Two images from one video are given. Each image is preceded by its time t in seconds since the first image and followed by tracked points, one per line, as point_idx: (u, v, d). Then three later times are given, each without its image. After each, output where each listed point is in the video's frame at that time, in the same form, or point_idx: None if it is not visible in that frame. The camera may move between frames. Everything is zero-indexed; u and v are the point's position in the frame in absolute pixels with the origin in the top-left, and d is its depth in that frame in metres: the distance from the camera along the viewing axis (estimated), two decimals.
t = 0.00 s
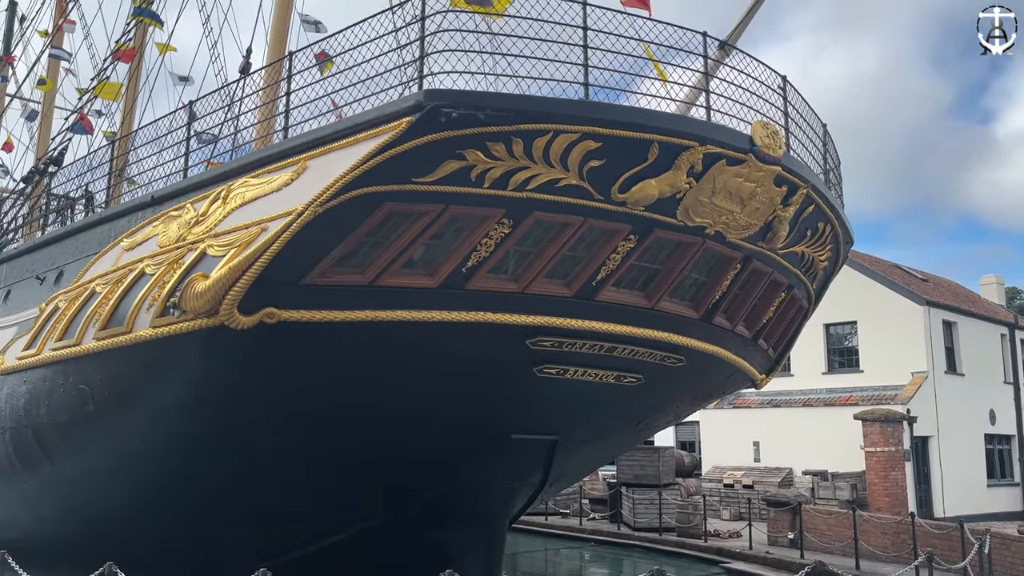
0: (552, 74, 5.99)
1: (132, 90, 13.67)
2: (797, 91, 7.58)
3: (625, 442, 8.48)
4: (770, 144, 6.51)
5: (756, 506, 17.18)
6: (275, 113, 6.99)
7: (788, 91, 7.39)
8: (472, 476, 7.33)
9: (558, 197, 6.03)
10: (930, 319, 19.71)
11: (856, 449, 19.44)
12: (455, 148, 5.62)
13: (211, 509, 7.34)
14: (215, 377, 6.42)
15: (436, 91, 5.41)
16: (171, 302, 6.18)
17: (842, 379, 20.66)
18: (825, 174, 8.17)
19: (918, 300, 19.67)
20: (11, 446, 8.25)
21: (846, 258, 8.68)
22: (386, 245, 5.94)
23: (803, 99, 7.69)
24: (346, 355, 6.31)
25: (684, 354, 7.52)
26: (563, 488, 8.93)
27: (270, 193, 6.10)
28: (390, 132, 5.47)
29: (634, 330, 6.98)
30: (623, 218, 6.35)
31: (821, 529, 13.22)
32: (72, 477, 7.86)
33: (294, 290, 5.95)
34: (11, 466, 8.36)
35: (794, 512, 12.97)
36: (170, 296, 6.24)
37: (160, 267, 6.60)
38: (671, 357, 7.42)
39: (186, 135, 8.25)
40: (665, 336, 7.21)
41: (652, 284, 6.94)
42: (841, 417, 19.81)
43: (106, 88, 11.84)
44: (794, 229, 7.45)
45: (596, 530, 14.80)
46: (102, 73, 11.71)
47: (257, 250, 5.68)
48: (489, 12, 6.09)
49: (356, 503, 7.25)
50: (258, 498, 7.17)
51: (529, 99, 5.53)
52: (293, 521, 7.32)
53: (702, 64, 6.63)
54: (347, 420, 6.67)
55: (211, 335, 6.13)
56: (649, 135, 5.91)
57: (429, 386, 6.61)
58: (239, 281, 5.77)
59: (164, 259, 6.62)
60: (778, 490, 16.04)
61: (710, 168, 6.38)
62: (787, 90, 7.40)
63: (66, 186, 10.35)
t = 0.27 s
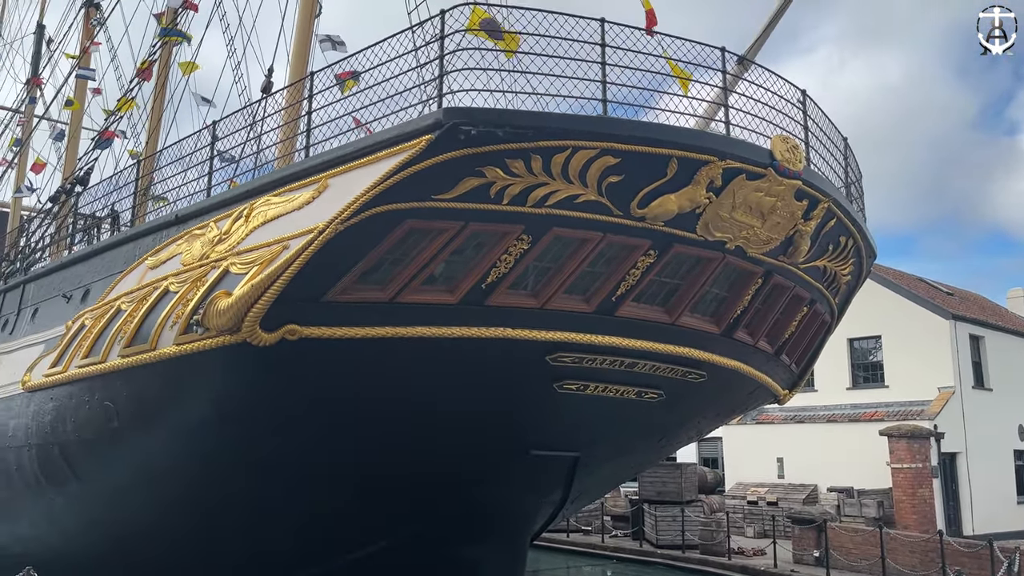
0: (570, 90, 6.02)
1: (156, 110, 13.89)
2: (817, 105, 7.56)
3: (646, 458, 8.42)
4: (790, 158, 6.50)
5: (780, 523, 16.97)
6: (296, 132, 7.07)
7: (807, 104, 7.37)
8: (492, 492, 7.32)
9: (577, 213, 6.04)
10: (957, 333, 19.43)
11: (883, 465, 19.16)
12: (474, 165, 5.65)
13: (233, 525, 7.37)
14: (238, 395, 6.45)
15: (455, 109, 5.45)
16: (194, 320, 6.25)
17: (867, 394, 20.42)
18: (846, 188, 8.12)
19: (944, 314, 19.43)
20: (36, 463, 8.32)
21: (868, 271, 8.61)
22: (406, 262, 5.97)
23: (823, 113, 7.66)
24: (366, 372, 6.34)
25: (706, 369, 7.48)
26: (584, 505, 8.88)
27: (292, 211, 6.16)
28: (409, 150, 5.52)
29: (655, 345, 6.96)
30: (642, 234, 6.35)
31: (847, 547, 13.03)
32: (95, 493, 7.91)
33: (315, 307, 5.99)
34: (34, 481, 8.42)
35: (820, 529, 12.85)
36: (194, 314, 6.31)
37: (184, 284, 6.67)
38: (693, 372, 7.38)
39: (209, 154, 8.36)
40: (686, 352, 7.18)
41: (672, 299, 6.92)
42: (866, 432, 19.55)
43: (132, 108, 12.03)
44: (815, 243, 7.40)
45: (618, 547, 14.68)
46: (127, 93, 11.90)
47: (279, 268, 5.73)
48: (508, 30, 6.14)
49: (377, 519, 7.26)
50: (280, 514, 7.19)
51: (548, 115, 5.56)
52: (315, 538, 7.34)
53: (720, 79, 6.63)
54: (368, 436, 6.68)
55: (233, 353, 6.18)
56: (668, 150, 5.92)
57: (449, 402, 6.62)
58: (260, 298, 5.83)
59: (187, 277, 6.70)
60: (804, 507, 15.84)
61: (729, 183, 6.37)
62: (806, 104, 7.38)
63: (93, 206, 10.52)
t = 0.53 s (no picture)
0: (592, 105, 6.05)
1: (184, 129, 14.11)
2: (841, 117, 7.51)
3: (672, 473, 8.35)
4: (814, 171, 6.46)
5: (809, 540, 16.72)
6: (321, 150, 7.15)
7: (831, 117, 7.33)
8: (516, 508, 7.30)
9: (599, 228, 6.04)
10: (989, 347, 19.10)
11: (914, 481, 18.83)
12: (496, 181, 5.68)
13: (259, 539, 7.40)
14: (263, 411, 6.49)
15: (477, 126, 5.49)
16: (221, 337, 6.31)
17: (896, 409, 20.11)
18: (872, 201, 8.05)
19: (974, 327, 19.13)
20: (65, 478, 8.41)
21: (896, 284, 8.50)
22: (429, 278, 6.00)
23: (848, 125, 7.61)
24: (390, 388, 6.36)
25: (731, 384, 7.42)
26: (609, 521, 8.81)
27: (317, 229, 6.22)
28: (432, 167, 5.56)
29: (680, 360, 6.92)
30: (666, 248, 6.33)
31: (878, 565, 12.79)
32: (122, 508, 7.96)
33: (340, 323, 6.03)
34: (62, 496, 8.48)
35: (849, 546, 12.64)
36: (220, 330, 6.38)
37: (210, 302, 6.75)
38: (718, 387, 7.32)
39: (235, 173, 8.47)
40: (710, 367, 7.13)
41: (696, 314, 6.88)
42: (896, 448, 19.24)
43: (161, 127, 12.24)
44: (841, 256, 7.34)
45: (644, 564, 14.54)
46: (156, 113, 12.10)
47: (304, 284, 5.78)
48: (530, 47, 6.19)
49: (402, 535, 7.25)
50: (304, 530, 7.21)
51: (569, 131, 5.58)
52: (340, 554, 7.35)
53: (742, 93, 6.63)
54: (392, 452, 6.69)
55: (258, 369, 6.23)
56: (690, 165, 5.91)
57: (473, 418, 6.62)
58: (285, 315, 5.88)
59: (214, 295, 6.78)
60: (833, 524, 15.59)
61: (753, 197, 6.34)
62: (830, 117, 7.34)
63: (122, 224, 10.68)
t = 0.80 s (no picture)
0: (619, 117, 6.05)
1: (216, 146, 14.34)
2: (872, 125, 7.43)
3: (704, 487, 8.25)
4: (845, 180, 6.39)
5: (845, 555, 16.41)
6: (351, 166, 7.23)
7: (862, 125, 7.26)
8: (547, 521, 7.26)
9: (628, 240, 6.02)
10: None
11: (952, 494, 18.43)
12: (524, 195, 5.70)
13: (290, 553, 7.42)
14: (294, 425, 6.53)
15: (504, 139, 5.52)
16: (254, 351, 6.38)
17: (934, 421, 19.73)
18: (905, 209, 7.93)
19: (1013, 336, 18.75)
20: (100, 492, 8.51)
21: (931, 294, 8.36)
22: (458, 292, 6.02)
23: (879, 133, 7.53)
24: (419, 401, 6.37)
25: (763, 396, 7.33)
26: (641, 535, 8.73)
27: (346, 244, 6.27)
28: (460, 181, 5.59)
29: (711, 372, 6.86)
30: (695, 259, 6.29)
31: None
32: (155, 522, 8.02)
33: (369, 337, 6.06)
34: (97, 509, 8.57)
35: (887, 561, 12.40)
36: (252, 345, 6.45)
37: (242, 316, 6.84)
38: (749, 399, 7.25)
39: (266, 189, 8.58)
40: (742, 379, 7.05)
41: (727, 325, 6.82)
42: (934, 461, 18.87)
43: (193, 145, 12.44)
44: (874, 266, 7.23)
45: None
46: (188, 130, 12.31)
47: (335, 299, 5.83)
48: (557, 60, 6.22)
49: (432, 549, 7.25)
50: (335, 544, 7.21)
51: (596, 143, 5.59)
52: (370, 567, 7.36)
53: (771, 102, 6.59)
54: (422, 466, 6.69)
55: (290, 383, 6.26)
56: (719, 175, 5.88)
57: (502, 431, 6.61)
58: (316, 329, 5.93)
59: (246, 310, 6.86)
60: (869, 539, 15.30)
61: (783, 207, 6.29)
62: (861, 125, 7.27)
63: (156, 241, 10.86)
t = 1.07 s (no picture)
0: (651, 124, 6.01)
1: (252, 161, 14.56)
2: (911, 129, 7.31)
3: (743, 497, 8.13)
4: (883, 184, 6.28)
5: (889, 568, 16.06)
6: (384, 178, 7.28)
7: (900, 129, 7.13)
8: (583, 533, 7.20)
9: (661, 248, 5.98)
10: None
11: (1000, 506, 17.95)
12: (556, 204, 5.69)
13: (327, 563, 7.44)
14: (329, 436, 6.55)
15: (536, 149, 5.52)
16: (290, 362, 6.43)
17: (979, 430, 19.26)
18: (946, 214, 7.78)
19: None
20: (141, 502, 8.63)
21: (974, 300, 8.17)
22: (491, 302, 6.03)
23: (918, 137, 7.39)
24: (454, 412, 6.38)
25: (801, 405, 7.21)
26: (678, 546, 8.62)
27: (380, 255, 6.31)
28: (492, 191, 5.60)
29: (748, 380, 6.77)
30: (730, 266, 6.23)
31: None
32: (194, 532, 8.10)
33: (404, 348, 6.08)
34: (138, 519, 8.67)
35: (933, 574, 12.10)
36: (288, 357, 6.50)
37: (279, 328, 6.90)
38: (788, 408, 7.14)
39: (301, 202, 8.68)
40: (780, 387, 6.95)
41: (764, 333, 6.73)
42: (980, 471, 18.41)
43: (229, 159, 12.63)
44: (915, 271, 7.09)
45: None
46: (224, 145, 12.51)
47: (369, 311, 5.86)
48: (587, 69, 6.22)
49: (468, 559, 7.23)
50: (371, 555, 7.22)
51: (628, 151, 5.56)
52: None
53: (805, 107, 6.51)
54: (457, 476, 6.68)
55: (325, 394, 6.29)
56: (754, 181, 5.81)
57: (537, 441, 6.58)
58: (350, 341, 5.96)
59: (282, 322, 6.94)
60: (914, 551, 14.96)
61: (820, 213, 6.20)
62: (899, 128, 7.15)
63: (194, 255, 11.04)
